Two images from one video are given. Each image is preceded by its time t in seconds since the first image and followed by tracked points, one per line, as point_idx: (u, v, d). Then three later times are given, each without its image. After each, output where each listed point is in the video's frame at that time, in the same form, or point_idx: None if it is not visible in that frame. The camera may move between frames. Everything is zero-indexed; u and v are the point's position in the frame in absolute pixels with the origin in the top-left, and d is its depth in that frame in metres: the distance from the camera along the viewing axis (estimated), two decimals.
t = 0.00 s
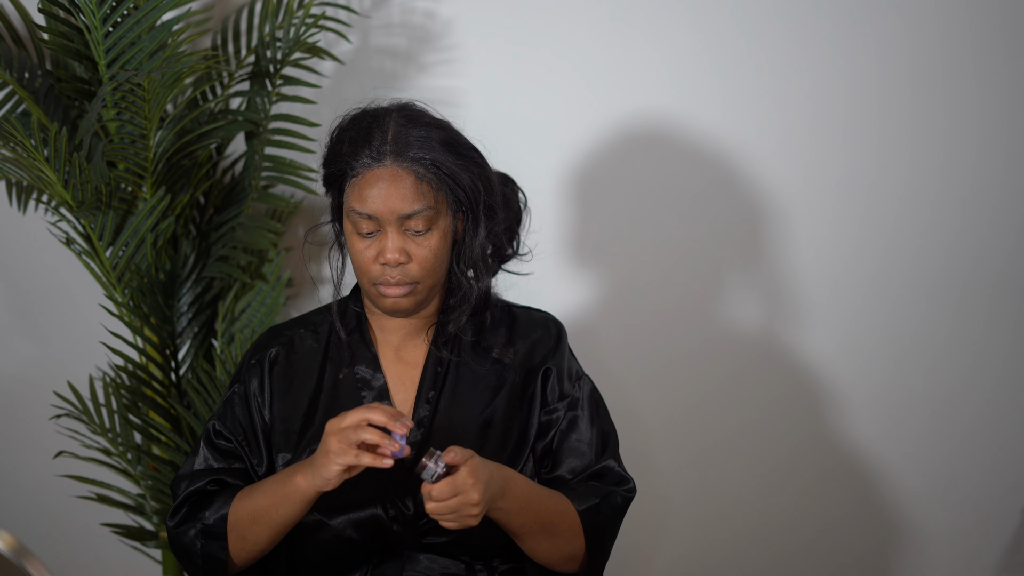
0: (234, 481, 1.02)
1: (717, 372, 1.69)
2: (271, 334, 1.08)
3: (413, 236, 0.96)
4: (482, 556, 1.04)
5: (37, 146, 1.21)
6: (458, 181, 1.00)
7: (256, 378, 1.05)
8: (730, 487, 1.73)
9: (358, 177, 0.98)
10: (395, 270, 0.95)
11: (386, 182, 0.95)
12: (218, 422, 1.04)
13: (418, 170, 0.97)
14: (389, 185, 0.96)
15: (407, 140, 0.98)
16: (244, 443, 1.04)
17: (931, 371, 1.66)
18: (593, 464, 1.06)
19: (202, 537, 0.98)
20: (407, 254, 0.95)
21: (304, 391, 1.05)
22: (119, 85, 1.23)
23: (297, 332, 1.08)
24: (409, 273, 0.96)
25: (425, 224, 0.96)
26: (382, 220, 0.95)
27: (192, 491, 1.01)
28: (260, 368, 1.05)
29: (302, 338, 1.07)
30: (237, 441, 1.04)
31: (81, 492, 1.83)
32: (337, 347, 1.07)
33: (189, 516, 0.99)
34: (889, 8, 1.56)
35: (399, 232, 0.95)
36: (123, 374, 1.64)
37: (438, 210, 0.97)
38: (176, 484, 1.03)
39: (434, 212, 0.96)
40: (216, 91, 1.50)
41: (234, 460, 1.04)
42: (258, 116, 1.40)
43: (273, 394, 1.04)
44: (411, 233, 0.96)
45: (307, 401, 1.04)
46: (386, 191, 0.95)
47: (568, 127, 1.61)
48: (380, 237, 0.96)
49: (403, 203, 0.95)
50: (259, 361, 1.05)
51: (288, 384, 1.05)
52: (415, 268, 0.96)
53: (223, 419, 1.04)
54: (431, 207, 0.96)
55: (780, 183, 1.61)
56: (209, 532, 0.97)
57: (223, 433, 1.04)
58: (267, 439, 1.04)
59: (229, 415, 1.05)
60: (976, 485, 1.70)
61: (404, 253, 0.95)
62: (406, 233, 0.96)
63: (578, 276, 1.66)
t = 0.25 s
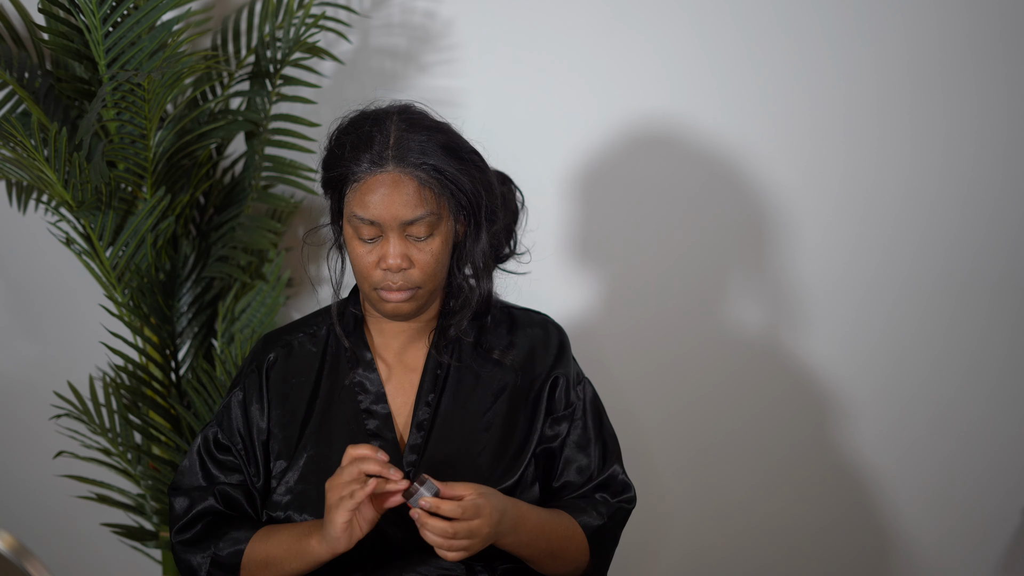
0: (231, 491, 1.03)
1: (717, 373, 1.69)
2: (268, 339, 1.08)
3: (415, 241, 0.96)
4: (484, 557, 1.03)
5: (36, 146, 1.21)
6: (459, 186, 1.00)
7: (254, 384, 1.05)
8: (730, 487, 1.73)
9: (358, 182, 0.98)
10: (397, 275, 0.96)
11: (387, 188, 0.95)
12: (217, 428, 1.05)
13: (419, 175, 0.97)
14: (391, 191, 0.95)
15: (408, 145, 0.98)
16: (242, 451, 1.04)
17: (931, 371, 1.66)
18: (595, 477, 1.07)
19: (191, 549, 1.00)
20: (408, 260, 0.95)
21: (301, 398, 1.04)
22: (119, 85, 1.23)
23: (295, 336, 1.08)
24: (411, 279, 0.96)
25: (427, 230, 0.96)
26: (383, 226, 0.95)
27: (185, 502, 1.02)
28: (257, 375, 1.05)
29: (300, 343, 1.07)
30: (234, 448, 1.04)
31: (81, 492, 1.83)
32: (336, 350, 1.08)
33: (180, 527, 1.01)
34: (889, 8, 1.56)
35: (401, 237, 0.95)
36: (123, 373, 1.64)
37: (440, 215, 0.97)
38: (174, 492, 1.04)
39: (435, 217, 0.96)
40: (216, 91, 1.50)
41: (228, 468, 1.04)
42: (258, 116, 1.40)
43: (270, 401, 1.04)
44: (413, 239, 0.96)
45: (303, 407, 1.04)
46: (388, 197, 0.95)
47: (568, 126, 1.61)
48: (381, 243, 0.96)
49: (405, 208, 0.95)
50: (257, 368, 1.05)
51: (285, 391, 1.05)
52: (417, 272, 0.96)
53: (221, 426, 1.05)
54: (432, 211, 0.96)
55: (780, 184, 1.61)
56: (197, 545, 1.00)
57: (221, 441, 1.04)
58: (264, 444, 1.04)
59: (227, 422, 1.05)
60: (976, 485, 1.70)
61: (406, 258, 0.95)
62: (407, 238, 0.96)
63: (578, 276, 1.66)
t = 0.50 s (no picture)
0: (234, 491, 1.03)
1: (716, 373, 1.69)
2: (269, 339, 1.08)
3: (418, 243, 0.96)
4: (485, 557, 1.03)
5: (36, 146, 1.21)
6: (461, 187, 1.00)
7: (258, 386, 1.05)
8: (729, 488, 1.73)
9: (361, 184, 0.98)
10: (399, 277, 0.96)
11: (390, 190, 0.95)
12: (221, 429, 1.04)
13: (422, 177, 0.97)
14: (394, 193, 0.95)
15: (411, 147, 0.98)
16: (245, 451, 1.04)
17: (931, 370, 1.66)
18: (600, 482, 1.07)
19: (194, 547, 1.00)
20: (412, 262, 0.95)
21: (303, 399, 1.05)
22: (119, 85, 1.23)
23: (296, 336, 1.08)
24: (415, 281, 0.96)
25: (430, 232, 0.96)
26: (387, 229, 0.95)
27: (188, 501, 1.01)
28: (258, 376, 1.05)
29: (302, 343, 1.07)
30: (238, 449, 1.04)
31: (81, 492, 1.83)
32: (338, 351, 1.08)
33: (182, 527, 1.01)
34: (888, 8, 1.56)
35: (404, 239, 0.95)
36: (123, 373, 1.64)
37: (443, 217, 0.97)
38: (176, 494, 1.04)
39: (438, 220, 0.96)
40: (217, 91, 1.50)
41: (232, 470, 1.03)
42: (258, 116, 1.40)
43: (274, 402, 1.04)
44: (416, 241, 0.96)
45: (305, 407, 1.04)
46: (391, 199, 0.95)
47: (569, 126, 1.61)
48: (385, 245, 0.95)
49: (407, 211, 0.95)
50: (258, 369, 1.05)
51: (286, 391, 1.05)
52: (420, 275, 0.96)
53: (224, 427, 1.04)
54: (436, 215, 0.96)
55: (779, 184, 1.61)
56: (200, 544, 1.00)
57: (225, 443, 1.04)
58: (266, 445, 1.04)
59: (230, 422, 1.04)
60: (976, 485, 1.70)
61: (409, 260, 0.95)
62: (411, 240, 0.96)
63: (578, 276, 1.66)
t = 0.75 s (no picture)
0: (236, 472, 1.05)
1: (715, 373, 1.68)
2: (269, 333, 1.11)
3: (371, 271, 0.92)
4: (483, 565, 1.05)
5: (36, 146, 1.20)
6: (432, 211, 0.94)
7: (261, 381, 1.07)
8: (726, 488, 1.73)
9: (336, 202, 0.93)
10: (356, 305, 0.92)
11: (358, 216, 0.91)
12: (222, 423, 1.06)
13: (400, 203, 0.91)
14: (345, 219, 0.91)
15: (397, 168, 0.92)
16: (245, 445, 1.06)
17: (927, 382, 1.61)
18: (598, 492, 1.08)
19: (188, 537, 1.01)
20: (363, 290, 0.92)
21: (304, 396, 1.08)
22: (118, 84, 1.23)
23: (298, 330, 1.11)
24: (368, 309, 0.93)
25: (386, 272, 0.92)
26: (341, 254, 0.92)
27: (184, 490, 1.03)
28: (263, 364, 1.08)
29: (302, 343, 1.10)
30: (236, 443, 1.06)
31: (81, 492, 1.83)
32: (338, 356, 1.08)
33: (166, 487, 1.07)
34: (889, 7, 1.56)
35: (362, 267, 0.92)
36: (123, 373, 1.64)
37: (402, 255, 0.92)
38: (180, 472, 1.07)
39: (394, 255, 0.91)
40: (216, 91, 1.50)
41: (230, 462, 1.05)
42: (258, 116, 1.40)
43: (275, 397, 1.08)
44: (375, 271, 0.92)
45: (308, 397, 1.07)
46: (343, 226, 0.91)
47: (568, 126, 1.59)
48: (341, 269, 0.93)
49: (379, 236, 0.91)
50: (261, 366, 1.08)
51: (291, 378, 1.08)
52: (376, 305, 0.93)
53: (225, 419, 1.07)
54: (394, 249, 0.91)
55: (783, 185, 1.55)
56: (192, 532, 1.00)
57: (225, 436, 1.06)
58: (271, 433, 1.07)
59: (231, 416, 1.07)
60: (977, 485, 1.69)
61: (365, 290, 0.92)
62: (369, 270, 0.92)
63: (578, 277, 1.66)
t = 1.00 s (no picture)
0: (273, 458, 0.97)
1: (716, 375, 1.63)
2: (274, 333, 1.09)
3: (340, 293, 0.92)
4: (489, 563, 1.03)
5: (36, 146, 1.20)
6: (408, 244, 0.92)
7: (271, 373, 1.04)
8: (729, 489, 1.67)
9: (315, 223, 0.92)
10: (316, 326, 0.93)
11: (332, 242, 0.90)
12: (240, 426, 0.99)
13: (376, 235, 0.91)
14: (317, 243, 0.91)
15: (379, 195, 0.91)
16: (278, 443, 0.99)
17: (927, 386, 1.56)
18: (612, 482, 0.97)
19: (252, 548, 0.92)
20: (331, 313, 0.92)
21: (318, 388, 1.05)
22: (118, 84, 1.22)
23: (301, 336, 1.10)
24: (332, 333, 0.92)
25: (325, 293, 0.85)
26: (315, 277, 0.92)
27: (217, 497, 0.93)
28: (274, 360, 1.04)
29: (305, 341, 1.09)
30: (269, 442, 0.98)
31: (81, 492, 1.83)
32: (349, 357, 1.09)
33: (212, 502, 0.93)
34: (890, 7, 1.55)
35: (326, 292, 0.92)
36: (123, 373, 1.63)
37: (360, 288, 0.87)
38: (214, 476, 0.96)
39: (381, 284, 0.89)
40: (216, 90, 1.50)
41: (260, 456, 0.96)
42: (258, 115, 1.39)
43: (295, 388, 1.03)
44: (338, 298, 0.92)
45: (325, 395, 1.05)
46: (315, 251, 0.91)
47: (566, 124, 1.57)
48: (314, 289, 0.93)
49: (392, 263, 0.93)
50: (261, 360, 1.05)
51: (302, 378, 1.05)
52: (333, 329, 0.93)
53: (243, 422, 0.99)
54: (382, 283, 0.90)
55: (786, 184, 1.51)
56: (259, 543, 0.91)
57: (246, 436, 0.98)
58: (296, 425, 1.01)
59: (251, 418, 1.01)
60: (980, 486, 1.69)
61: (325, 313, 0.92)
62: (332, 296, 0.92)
63: (577, 275, 1.63)
